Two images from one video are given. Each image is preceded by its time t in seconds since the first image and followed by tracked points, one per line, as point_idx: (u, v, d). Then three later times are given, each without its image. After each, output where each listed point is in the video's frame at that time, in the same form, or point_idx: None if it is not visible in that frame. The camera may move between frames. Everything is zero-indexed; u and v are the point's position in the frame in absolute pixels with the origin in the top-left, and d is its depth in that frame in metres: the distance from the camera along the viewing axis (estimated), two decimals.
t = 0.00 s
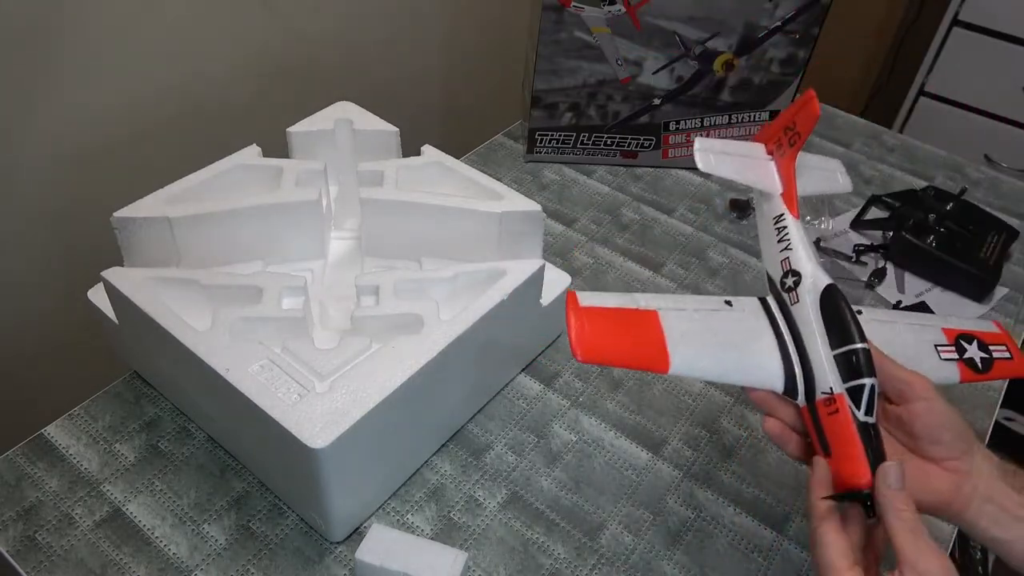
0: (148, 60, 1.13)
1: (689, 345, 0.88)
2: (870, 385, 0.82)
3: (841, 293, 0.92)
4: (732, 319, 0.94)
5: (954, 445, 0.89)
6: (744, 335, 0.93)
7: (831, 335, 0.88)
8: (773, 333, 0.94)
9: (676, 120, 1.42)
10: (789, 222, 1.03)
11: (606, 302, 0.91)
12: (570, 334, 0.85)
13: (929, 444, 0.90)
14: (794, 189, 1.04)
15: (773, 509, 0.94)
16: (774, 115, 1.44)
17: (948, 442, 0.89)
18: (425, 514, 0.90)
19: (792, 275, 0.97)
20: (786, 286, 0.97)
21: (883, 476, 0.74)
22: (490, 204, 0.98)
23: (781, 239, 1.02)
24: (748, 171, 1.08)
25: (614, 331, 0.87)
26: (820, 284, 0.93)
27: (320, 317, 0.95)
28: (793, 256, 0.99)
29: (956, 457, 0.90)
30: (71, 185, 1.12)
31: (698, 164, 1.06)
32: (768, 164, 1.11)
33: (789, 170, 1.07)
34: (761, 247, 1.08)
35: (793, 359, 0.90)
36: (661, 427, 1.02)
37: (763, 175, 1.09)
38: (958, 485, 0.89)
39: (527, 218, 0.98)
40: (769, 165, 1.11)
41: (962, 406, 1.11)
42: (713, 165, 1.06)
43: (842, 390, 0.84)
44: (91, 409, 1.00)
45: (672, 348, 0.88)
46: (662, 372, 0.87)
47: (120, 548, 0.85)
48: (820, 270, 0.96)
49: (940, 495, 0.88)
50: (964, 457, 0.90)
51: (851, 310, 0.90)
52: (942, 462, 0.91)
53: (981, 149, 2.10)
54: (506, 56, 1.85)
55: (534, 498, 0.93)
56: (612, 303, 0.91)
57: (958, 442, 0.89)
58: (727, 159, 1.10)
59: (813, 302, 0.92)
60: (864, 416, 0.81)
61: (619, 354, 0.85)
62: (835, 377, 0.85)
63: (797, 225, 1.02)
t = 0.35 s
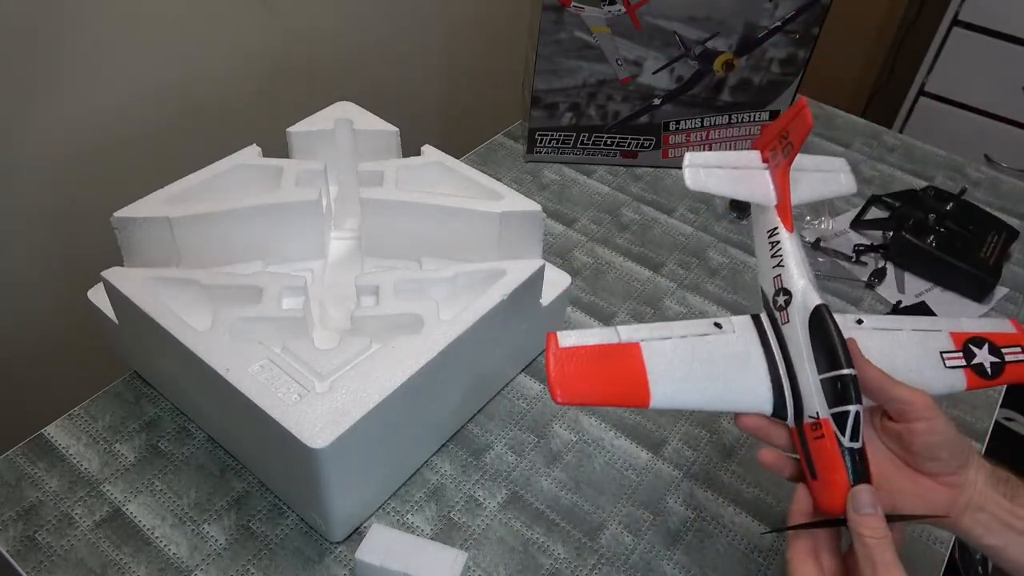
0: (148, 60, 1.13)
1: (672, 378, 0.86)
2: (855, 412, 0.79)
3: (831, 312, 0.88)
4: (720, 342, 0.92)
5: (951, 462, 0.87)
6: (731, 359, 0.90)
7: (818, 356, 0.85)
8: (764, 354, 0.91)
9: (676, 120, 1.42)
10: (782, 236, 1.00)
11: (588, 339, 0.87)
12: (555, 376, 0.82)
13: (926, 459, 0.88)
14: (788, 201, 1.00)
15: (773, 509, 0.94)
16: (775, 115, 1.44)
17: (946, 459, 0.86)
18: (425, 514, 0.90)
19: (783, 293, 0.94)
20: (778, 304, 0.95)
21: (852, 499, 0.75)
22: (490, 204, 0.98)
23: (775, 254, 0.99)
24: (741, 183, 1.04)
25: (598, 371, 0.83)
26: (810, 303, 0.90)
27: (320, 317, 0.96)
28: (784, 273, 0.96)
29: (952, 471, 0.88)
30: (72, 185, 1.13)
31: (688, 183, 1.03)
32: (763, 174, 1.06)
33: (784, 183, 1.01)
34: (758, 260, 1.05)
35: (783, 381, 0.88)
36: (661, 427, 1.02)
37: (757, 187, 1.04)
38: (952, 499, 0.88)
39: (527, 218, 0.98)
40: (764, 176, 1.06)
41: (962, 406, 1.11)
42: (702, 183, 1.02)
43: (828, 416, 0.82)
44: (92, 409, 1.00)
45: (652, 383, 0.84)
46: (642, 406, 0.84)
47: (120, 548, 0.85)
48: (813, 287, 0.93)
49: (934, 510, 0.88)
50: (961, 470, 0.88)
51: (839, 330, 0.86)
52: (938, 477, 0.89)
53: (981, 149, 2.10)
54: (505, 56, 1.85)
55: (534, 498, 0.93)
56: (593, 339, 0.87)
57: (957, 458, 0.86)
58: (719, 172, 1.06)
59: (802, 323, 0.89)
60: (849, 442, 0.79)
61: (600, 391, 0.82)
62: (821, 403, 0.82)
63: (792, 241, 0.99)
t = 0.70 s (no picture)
0: (149, 60, 1.13)
1: (669, 381, 0.86)
2: (853, 414, 0.79)
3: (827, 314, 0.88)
4: (716, 347, 0.92)
5: (950, 463, 0.87)
6: (727, 363, 0.90)
7: (814, 358, 0.85)
8: (761, 357, 0.91)
9: (676, 120, 1.42)
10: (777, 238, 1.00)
11: (583, 342, 0.87)
12: (550, 380, 0.83)
13: (926, 460, 0.88)
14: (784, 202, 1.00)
15: (773, 508, 0.94)
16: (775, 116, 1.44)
17: (944, 459, 0.86)
18: (425, 514, 0.90)
19: (779, 296, 0.94)
20: (773, 307, 0.94)
21: (850, 502, 0.75)
22: (491, 204, 0.98)
23: (770, 258, 0.99)
24: (736, 186, 1.05)
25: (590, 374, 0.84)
26: (806, 306, 0.90)
27: (320, 317, 0.96)
28: (779, 276, 0.96)
29: (951, 472, 0.88)
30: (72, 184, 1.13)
31: (682, 187, 1.03)
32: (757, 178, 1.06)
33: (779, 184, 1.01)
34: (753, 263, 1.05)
35: (779, 383, 0.88)
36: (661, 427, 1.02)
37: (751, 190, 1.04)
38: (950, 501, 0.88)
39: (527, 219, 0.98)
40: (759, 179, 1.06)
41: (961, 406, 1.11)
42: (697, 185, 1.03)
43: (825, 417, 0.81)
44: (91, 409, 1.00)
45: (648, 386, 0.85)
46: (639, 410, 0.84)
47: (120, 548, 0.85)
48: (808, 289, 0.93)
49: (933, 511, 0.88)
50: (960, 472, 0.88)
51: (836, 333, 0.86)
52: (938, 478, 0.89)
53: (981, 148, 2.10)
54: (505, 56, 1.86)
55: (533, 498, 0.93)
56: (589, 342, 0.87)
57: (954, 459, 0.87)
58: (714, 176, 1.06)
59: (799, 325, 0.89)
60: (847, 444, 0.79)
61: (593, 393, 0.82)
62: (818, 404, 0.82)
63: (787, 244, 0.99)
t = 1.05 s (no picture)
0: (148, 60, 1.13)
1: (677, 381, 0.85)
2: (861, 412, 0.79)
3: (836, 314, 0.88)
4: (727, 345, 0.91)
5: (960, 461, 0.87)
6: (738, 360, 0.90)
7: (822, 357, 0.85)
8: (770, 355, 0.91)
9: (676, 120, 1.42)
10: (785, 239, 0.99)
11: (593, 343, 0.86)
12: (561, 381, 0.81)
13: (936, 459, 0.88)
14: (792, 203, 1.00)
15: (773, 508, 0.94)
16: (775, 115, 1.44)
17: (954, 457, 0.87)
18: (425, 514, 0.90)
19: (788, 295, 0.94)
20: (782, 306, 0.94)
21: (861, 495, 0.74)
22: (490, 205, 0.98)
23: (778, 258, 0.99)
24: (744, 187, 1.04)
25: (601, 381, 0.82)
26: (815, 305, 0.90)
27: (320, 317, 0.96)
28: (788, 276, 0.96)
29: (962, 470, 0.89)
30: (72, 184, 1.13)
31: (691, 188, 1.02)
32: (763, 178, 1.06)
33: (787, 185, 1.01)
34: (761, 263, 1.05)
35: (788, 380, 0.88)
36: (661, 427, 1.02)
37: (759, 190, 1.04)
38: (961, 498, 0.89)
39: (527, 219, 0.98)
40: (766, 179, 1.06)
41: (962, 405, 1.11)
42: (705, 185, 1.02)
43: (833, 416, 0.81)
44: (91, 409, 1.00)
45: (657, 386, 0.84)
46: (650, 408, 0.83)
47: (120, 548, 0.85)
48: (817, 289, 0.92)
49: (944, 509, 0.89)
50: (971, 469, 0.89)
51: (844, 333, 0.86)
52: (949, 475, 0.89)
53: (981, 148, 2.10)
54: (505, 56, 1.86)
55: (533, 498, 0.93)
56: (599, 342, 0.86)
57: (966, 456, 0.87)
58: (722, 177, 1.05)
59: (808, 325, 0.89)
60: (856, 442, 0.79)
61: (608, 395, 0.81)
62: (826, 403, 0.82)
63: (796, 244, 0.99)
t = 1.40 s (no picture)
0: (148, 59, 1.13)
1: (673, 430, 0.85)
2: (847, 434, 0.81)
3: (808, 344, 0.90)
4: (713, 388, 0.91)
5: (974, 485, 0.87)
6: (724, 400, 0.90)
7: (802, 385, 0.86)
8: (754, 391, 0.91)
9: (676, 120, 1.42)
10: (750, 277, 1.00)
11: (589, 405, 0.86)
12: (562, 447, 0.80)
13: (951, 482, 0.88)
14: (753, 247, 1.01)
15: (773, 508, 0.94)
16: (776, 114, 1.42)
17: (967, 481, 0.87)
18: (425, 514, 0.90)
19: (760, 330, 0.95)
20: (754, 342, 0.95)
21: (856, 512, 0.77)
22: (490, 204, 0.98)
23: (746, 295, 0.99)
24: (703, 236, 1.05)
25: (598, 441, 0.82)
26: (787, 337, 0.91)
27: (320, 317, 0.96)
28: (758, 311, 0.97)
29: (980, 492, 0.88)
30: (71, 184, 1.12)
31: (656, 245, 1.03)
32: (719, 225, 1.07)
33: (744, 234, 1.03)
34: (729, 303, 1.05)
35: (775, 414, 0.88)
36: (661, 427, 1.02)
37: (717, 236, 1.05)
38: (980, 517, 0.89)
39: (527, 219, 0.98)
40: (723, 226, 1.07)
41: (962, 406, 1.11)
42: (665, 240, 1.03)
43: (821, 439, 0.82)
44: (91, 409, 1.00)
45: (653, 438, 0.84)
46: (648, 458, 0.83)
47: (120, 548, 0.85)
48: (786, 322, 0.94)
49: (962, 528, 0.89)
50: (989, 490, 0.88)
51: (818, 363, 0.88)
52: (967, 496, 0.89)
53: (981, 148, 2.10)
54: (504, 56, 1.86)
55: (534, 498, 0.93)
56: (595, 404, 0.86)
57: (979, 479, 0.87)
58: (680, 229, 1.06)
59: (783, 357, 0.90)
60: (847, 463, 0.80)
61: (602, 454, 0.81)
62: (812, 428, 0.84)
63: (761, 282, 1.00)
